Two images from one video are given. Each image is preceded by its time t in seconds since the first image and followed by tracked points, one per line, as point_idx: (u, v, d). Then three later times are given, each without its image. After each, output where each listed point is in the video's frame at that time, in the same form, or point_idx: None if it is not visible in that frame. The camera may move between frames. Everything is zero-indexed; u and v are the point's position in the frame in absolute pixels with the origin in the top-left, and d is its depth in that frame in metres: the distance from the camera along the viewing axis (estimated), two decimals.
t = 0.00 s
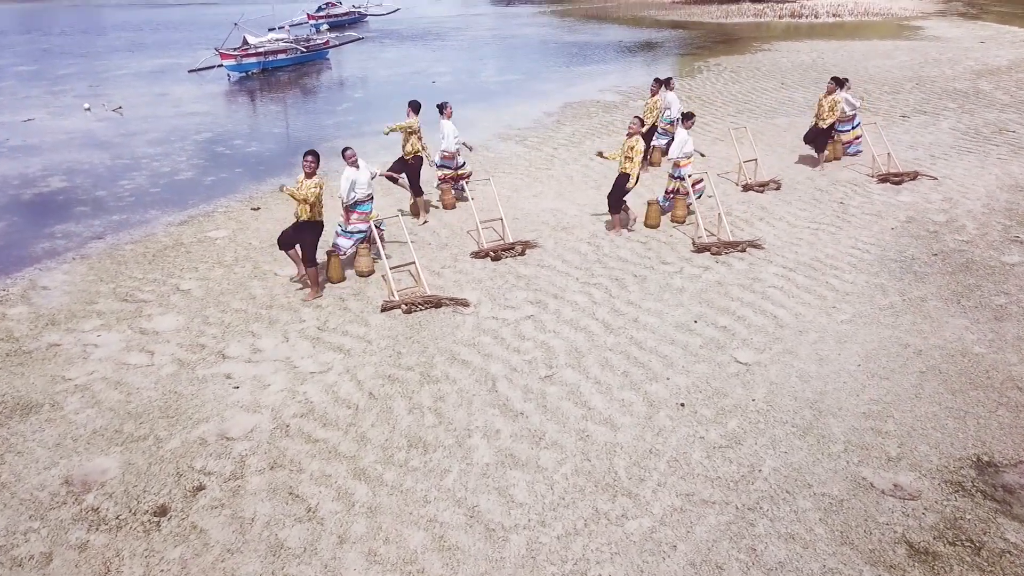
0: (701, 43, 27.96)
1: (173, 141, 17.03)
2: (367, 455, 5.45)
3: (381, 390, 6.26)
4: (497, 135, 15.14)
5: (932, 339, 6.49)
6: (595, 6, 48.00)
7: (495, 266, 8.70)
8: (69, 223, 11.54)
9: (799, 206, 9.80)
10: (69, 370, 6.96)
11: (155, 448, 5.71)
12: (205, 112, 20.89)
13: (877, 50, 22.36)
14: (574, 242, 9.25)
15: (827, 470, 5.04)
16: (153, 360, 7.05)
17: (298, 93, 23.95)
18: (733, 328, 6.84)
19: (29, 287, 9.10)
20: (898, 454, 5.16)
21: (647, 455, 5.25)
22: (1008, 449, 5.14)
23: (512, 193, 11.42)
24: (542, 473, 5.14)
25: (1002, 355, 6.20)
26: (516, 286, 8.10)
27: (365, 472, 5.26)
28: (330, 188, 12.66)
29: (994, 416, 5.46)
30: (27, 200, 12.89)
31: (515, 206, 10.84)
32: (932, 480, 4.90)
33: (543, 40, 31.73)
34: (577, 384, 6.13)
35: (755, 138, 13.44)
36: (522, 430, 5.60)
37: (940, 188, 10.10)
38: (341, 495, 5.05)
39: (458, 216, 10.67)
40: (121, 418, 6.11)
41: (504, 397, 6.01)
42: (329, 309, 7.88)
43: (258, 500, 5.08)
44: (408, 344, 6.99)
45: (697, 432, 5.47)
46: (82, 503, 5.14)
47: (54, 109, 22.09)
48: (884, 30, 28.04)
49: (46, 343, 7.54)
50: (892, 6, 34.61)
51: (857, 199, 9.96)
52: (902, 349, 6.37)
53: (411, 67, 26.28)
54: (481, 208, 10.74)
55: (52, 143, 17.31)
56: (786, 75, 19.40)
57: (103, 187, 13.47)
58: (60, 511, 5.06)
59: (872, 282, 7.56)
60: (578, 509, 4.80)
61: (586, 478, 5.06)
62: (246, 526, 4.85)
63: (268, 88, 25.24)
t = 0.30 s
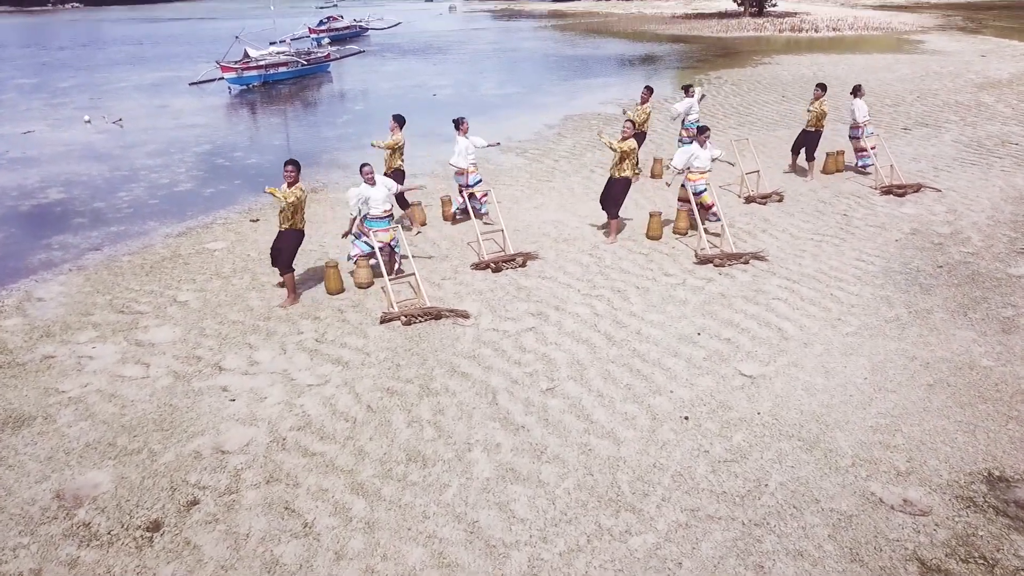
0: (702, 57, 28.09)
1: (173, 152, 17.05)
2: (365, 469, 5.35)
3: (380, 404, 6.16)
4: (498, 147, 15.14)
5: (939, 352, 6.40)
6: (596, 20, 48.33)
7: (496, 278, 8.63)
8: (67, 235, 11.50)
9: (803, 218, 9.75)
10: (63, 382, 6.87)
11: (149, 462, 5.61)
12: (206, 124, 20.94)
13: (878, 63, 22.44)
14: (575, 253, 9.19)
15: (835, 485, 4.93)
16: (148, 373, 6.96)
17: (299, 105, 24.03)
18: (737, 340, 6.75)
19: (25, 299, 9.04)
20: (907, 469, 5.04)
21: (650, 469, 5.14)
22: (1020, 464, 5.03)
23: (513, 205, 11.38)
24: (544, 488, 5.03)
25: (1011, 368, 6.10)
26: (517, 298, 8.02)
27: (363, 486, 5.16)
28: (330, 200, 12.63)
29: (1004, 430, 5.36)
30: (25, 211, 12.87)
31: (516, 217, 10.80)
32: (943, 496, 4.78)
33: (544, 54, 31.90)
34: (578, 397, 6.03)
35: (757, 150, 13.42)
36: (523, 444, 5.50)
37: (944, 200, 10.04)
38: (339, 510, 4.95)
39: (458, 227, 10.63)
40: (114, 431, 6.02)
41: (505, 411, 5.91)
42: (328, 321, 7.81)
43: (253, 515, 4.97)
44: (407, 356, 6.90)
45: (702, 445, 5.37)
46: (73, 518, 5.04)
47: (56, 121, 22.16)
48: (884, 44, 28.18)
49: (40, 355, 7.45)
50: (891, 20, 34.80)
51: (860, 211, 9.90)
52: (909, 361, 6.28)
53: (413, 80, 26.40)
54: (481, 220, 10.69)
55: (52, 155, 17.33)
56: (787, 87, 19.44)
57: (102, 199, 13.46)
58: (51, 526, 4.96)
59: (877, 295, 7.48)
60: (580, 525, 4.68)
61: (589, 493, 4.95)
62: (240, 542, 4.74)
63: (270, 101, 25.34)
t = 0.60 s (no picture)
0: (703, 73, 28.26)
1: (175, 166, 17.10)
2: (367, 482, 5.26)
3: (381, 416, 6.08)
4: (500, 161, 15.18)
5: (948, 364, 6.32)
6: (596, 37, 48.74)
7: (499, 290, 8.59)
8: (67, 247, 11.48)
9: (807, 231, 9.71)
10: (61, 395, 6.80)
11: (147, 474, 5.53)
12: (209, 138, 21.04)
13: (878, 79, 22.56)
14: (578, 266, 9.15)
15: (846, 499, 4.83)
16: (147, 385, 6.90)
17: (302, 120, 24.16)
18: (743, 352, 6.68)
19: (24, 311, 8.99)
20: (919, 482, 4.95)
21: (657, 483, 5.05)
22: None
23: (515, 217, 11.37)
24: (549, 501, 4.94)
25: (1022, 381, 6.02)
26: (520, 310, 7.96)
27: (365, 500, 5.07)
28: (332, 212, 12.62)
29: (1017, 443, 5.27)
30: (26, 224, 12.87)
31: (519, 230, 10.77)
32: (955, 510, 4.69)
33: (546, 70, 32.14)
34: (583, 409, 5.95)
35: (759, 164, 13.43)
36: (528, 457, 5.41)
37: (949, 213, 10.01)
38: (340, 524, 4.85)
39: (460, 240, 10.61)
40: (112, 444, 5.94)
41: (509, 423, 5.83)
42: (329, 333, 7.75)
43: (252, 529, 4.88)
44: (409, 369, 6.84)
45: (709, 458, 5.28)
46: (69, 532, 4.95)
47: (58, 135, 22.27)
48: (884, 60, 28.37)
49: (38, 368, 7.39)
50: (890, 37, 35.09)
51: (864, 224, 9.87)
52: (918, 374, 6.20)
53: (415, 95, 26.57)
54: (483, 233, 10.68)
55: (54, 169, 17.38)
56: (788, 102, 19.53)
57: (103, 212, 13.46)
58: (45, 540, 4.87)
59: (884, 307, 7.41)
60: (586, 539, 4.59)
61: (595, 507, 4.86)
62: (239, 556, 4.65)
63: (273, 116, 25.49)
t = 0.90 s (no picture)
0: (704, 91, 28.48)
1: (177, 183, 17.18)
2: (370, 499, 5.19)
3: (384, 432, 6.03)
4: (502, 178, 15.24)
5: (956, 380, 6.26)
6: (597, 56, 49.23)
7: (502, 305, 8.56)
8: (68, 263, 11.49)
9: (810, 247, 9.70)
10: (60, 411, 6.75)
11: (147, 491, 5.46)
12: (211, 155, 21.16)
13: (878, 97, 22.73)
14: (580, 282, 9.13)
15: (857, 517, 4.75)
16: (148, 401, 6.85)
17: (304, 137, 24.32)
18: (749, 368, 6.63)
19: (23, 327, 8.96)
20: (929, 500, 4.87)
21: (665, 500, 4.98)
22: None
23: (518, 234, 11.38)
24: (554, 519, 4.86)
25: None
26: (523, 326, 7.92)
27: (367, 518, 4.99)
28: (334, 229, 12.65)
29: None
30: (28, 240, 12.88)
31: (521, 246, 10.77)
32: (967, 528, 4.61)
33: (548, 89, 32.42)
34: (588, 426, 5.89)
35: (762, 180, 13.47)
36: (533, 474, 5.34)
37: (953, 229, 10.00)
38: (342, 542, 4.77)
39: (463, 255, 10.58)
40: (111, 461, 5.87)
41: (513, 440, 5.77)
42: (331, 349, 7.71)
43: (253, 548, 4.80)
44: (412, 385, 6.78)
45: (716, 475, 5.21)
46: (66, 550, 4.88)
47: (62, 152, 22.41)
48: (884, 78, 28.60)
49: (37, 383, 7.35)
50: (889, 56, 35.41)
51: (868, 240, 9.87)
52: (925, 390, 6.14)
53: (418, 113, 26.78)
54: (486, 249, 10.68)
55: (56, 185, 17.46)
56: (789, 120, 19.65)
57: (105, 228, 13.48)
58: (42, 560, 4.79)
59: (889, 323, 7.38)
60: (592, 558, 4.51)
61: (601, 525, 4.78)
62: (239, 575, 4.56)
63: (275, 133, 25.68)
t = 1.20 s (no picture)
0: (705, 113, 28.73)
1: (180, 204, 17.29)
2: (374, 522, 5.13)
3: (387, 454, 5.98)
4: (505, 199, 15.32)
5: (963, 401, 6.22)
6: (598, 79, 49.80)
7: (505, 325, 8.55)
8: (70, 283, 11.51)
9: (814, 268, 9.70)
10: (60, 431, 6.72)
11: (147, 513, 5.41)
12: (215, 176, 21.32)
13: (878, 119, 22.90)
14: (583, 302, 9.13)
15: (867, 540, 4.68)
16: (149, 422, 6.81)
17: (307, 159, 24.51)
18: (754, 389, 6.59)
19: (24, 347, 8.96)
20: (940, 522, 4.81)
21: (672, 522, 4.92)
22: None
23: (521, 254, 11.40)
24: (560, 541, 4.80)
25: None
26: (526, 346, 7.90)
27: (371, 541, 4.93)
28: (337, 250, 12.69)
29: None
30: (31, 260, 12.94)
31: (524, 266, 10.79)
32: (979, 551, 4.54)
33: (550, 111, 32.75)
34: (594, 447, 5.85)
35: (763, 201, 13.53)
36: (539, 496, 5.28)
37: (956, 250, 10.02)
38: (346, 566, 4.71)
39: (466, 275, 10.59)
40: (111, 482, 5.83)
41: (518, 462, 5.72)
42: (333, 369, 7.69)
43: (254, 571, 4.74)
44: (415, 405, 6.74)
45: (723, 497, 5.15)
46: (66, 573, 4.83)
47: (66, 173, 22.60)
48: (883, 101, 28.83)
49: (37, 404, 7.32)
50: (888, 79, 35.77)
51: (872, 260, 9.87)
52: (933, 411, 6.10)
53: (421, 135, 27.03)
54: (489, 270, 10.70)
55: (60, 206, 17.58)
56: (789, 142, 19.79)
57: (107, 249, 13.53)
58: None
59: (894, 343, 7.35)
60: None
61: (608, 547, 4.72)
62: None
63: (278, 155, 25.90)
